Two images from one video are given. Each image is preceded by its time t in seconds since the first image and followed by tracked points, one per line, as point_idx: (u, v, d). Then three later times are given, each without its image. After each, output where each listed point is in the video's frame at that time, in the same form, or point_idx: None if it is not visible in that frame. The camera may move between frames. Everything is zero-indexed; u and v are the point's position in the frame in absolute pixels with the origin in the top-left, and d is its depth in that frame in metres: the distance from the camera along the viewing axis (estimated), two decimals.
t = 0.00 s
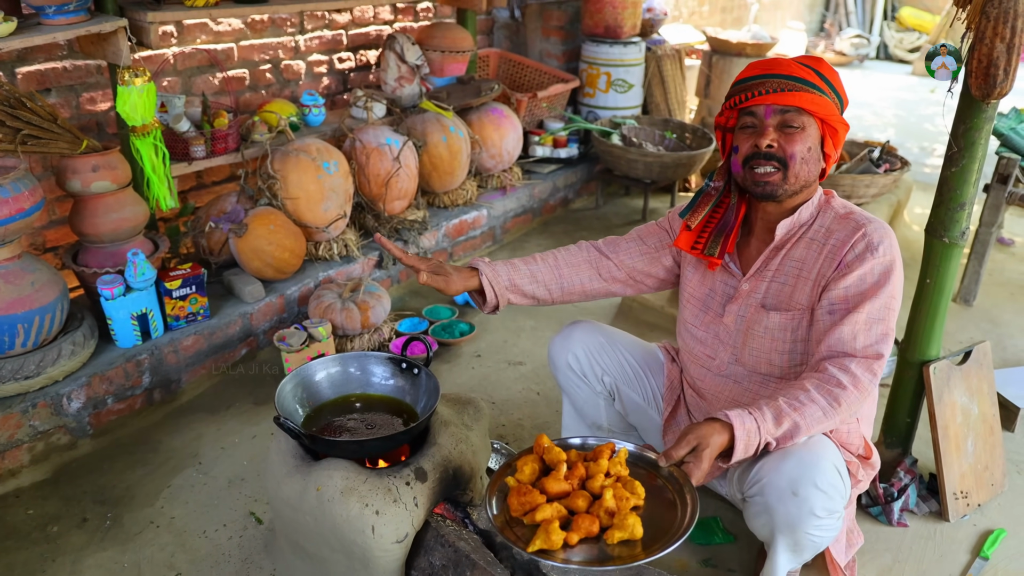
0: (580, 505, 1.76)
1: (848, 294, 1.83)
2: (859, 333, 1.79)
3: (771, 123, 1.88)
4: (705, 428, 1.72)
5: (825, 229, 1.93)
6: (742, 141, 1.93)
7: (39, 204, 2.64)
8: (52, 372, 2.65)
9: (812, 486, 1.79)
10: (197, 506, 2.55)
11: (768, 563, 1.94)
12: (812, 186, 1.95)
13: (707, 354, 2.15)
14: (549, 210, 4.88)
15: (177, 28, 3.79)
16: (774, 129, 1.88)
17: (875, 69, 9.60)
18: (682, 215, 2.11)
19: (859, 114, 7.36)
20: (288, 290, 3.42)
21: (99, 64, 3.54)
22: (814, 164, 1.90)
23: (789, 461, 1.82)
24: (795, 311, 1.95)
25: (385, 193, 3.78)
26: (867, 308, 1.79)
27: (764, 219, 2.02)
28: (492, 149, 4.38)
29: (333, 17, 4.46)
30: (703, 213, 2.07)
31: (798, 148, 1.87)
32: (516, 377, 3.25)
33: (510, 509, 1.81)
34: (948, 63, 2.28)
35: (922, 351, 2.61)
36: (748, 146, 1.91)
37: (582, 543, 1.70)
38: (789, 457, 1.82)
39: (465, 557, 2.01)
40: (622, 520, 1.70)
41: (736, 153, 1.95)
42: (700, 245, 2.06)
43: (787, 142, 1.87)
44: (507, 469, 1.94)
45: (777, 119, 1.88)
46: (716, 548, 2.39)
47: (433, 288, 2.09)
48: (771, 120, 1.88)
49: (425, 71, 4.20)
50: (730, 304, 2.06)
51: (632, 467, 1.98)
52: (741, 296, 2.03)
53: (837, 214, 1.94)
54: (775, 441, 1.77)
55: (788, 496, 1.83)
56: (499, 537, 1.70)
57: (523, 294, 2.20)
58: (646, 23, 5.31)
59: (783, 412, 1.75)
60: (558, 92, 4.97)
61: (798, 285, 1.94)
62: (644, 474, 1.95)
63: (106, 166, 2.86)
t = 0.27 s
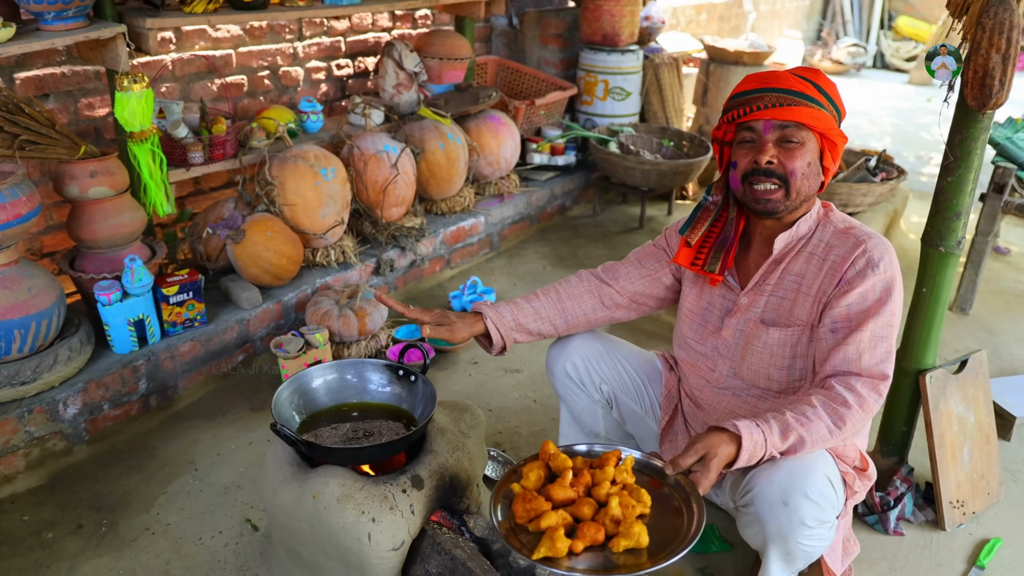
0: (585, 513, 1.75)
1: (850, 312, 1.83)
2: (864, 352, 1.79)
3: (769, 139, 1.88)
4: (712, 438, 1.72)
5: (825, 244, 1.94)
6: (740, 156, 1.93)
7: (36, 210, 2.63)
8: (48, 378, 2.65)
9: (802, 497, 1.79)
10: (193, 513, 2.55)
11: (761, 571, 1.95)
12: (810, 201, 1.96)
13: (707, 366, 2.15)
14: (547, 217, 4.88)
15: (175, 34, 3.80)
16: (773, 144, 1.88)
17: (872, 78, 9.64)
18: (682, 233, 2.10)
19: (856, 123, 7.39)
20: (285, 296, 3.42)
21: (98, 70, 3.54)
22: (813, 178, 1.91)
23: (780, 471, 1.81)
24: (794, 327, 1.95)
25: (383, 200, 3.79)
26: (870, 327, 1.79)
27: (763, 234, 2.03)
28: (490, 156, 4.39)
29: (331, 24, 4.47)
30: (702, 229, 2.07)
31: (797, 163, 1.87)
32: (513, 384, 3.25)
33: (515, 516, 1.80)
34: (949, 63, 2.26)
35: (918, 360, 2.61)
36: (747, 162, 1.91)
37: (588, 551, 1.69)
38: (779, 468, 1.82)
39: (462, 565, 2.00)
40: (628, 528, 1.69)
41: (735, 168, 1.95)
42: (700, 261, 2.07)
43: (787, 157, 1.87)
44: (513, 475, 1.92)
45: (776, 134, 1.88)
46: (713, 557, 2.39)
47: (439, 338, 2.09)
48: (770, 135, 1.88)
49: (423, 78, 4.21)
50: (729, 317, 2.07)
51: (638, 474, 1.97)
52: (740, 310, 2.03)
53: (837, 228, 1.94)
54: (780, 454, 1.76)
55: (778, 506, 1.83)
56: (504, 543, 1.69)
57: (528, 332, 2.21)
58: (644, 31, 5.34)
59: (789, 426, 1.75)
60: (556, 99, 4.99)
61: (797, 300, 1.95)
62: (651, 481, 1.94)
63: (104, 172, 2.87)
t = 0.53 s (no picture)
0: (583, 518, 1.74)
1: (844, 323, 1.84)
2: (858, 364, 1.80)
3: (761, 150, 1.88)
4: (708, 442, 1.73)
5: (818, 252, 1.94)
6: (733, 168, 1.94)
7: (33, 217, 2.63)
8: (46, 385, 2.65)
9: (798, 501, 1.80)
10: (190, 519, 2.54)
11: None
12: (804, 209, 1.96)
13: (700, 374, 2.16)
14: (544, 223, 4.89)
15: (173, 40, 3.80)
16: (765, 155, 1.88)
17: (869, 83, 9.66)
18: (678, 247, 2.10)
19: (853, 128, 7.41)
20: (283, 302, 3.42)
21: (95, 76, 3.55)
22: (806, 187, 1.91)
23: (775, 477, 1.82)
24: (788, 335, 1.96)
25: (380, 207, 3.79)
26: (864, 339, 1.80)
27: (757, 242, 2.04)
28: (487, 162, 4.39)
29: (329, 31, 4.49)
30: (696, 240, 2.07)
31: (790, 174, 1.87)
32: (511, 390, 3.25)
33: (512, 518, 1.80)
34: (949, 63, 2.25)
35: (914, 365, 2.61)
36: (740, 174, 1.92)
37: (584, 556, 1.69)
38: (774, 473, 1.82)
39: (458, 571, 2.01)
40: (625, 534, 1.69)
41: (729, 179, 1.95)
42: (695, 272, 2.07)
43: (780, 168, 1.87)
44: (509, 477, 1.92)
45: (768, 145, 1.88)
46: (710, 563, 2.39)
47: (441, 367, 2.09)
48: (762, 146, 1.88)
49: (421, 85, 4.22)
50: (722, 325, 2.07)
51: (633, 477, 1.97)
52: (733, 317, 2.04)
53: (830, 236, 1.95)
54: (774, 460, 1.77)
55: (773, 511, 1.83)
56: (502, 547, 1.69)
57: (528, 352, 2.21)
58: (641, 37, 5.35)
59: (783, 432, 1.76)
60: (553, 105, 5.00)
61: (790, 308, 1.95)
62: (646, 485, 1.94)
63: (101, 179, 2.87)
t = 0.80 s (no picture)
0: (573, 517, 1.74)
1: (832, 331, 1.84)
2: (846, 372, 1.81)
3: (744, 160, 1.89)
4: (698, 443, 1.73)
5: (808, 259, 1.95)
6: (717, 177, 1.95)
7: (22, 221, 2.62)
8: (35, 390, 2.64)
9: (786, 505, 1.80)
10: (180, 525, 2.53)
11: None
12: (793, 215, 1.97)
13: (689, 379, 2.16)
14: (536, 227, 4.89)
15: (164, 45, 3.80)
16: (748, 165, 1.88)
17: (860, 88, 9.71)
18: (665, 257, 2.12)
19: (844, 133, 7.43)
20: (274, 307, 3.41)
21: (86, 80, 3.54)
22: (790, 195, 1.91)
23: (764, 480, 1.82)
24: (777, 341, 1.96)
25: (372, 211, 3.79)
26: (853, 346, 1.81)
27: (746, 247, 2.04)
28: (479, 166, 4.40)
29: (321, 35, 4.49)
30: (685, 250, 2.09)
31: (773, 184, 1.88)
32: (502, 395, 3.25)
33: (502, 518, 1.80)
34: (948, 63, 2.21)
35: (904, 369, 2.62)
36: (724, 184, 1.93)
37: (575, 555, 1.69)
38: (763, 476, 1.82)
39: None
40: (616, 533, 1.69)
41: (714, 189, 1.96)
42: (684, 282, 2.08)
43: (763, 178, 1.88)
44: (499, 476, 1.92)
45: (751, 155, 1.88)
46: (700, 567, 2.39)
47: (433, 379, 2.09)
48: (746, 156, 1.88)
49: (413, 89, 4.23)
50: (711, 330, 2.08)
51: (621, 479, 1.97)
52: (721, 322, 2.04)
53: (819, 243, 1.95)
54: (762, 463, 1.77)
55: (762, 515, 1.83)
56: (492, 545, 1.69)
57: (520, 360, 2.21)
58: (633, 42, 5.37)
59: (770, 435, 1.76)
60: (545, 110, 5.00)
61: (779, 315, 1.96)
62: (635, 485, 1.93)
63: (91, 184, 2.86)
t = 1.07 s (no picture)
0: (565, 518, 1.74)
1: (825, 334, 1.85)
2: (837, 376, 1.81)
3: (721, 184, 1.88)
4: (690, 445, 1.73)
5: (801, 263, 1.95)
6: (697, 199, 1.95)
7: (14, 224, 2.61)
8: (27, 393, 2.63)
9: (777, 507, 1.80)
10: (172, 528, 2.52)
11: None
12: (785, 220, 1.97)
13: (682, 382, 2.16)
14: (531, 231, 4.90)
15: (158, 48, 3.80)
16: (725, 190, 1.88)
17: (854, 92, 9.74)
18: (656, 269, 2.16)
19: (838, 137, 7.46)
20: (267, 310, 3.41)
21: (80, 83, 3.54)
22: (771, 213, 1.91)
23: (755, 482, 1.82)
24: (770, 345, 1.96)
25: (366, 214, 3.79)
26: (845, 350, 1.81)
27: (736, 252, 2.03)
28: (473, 170, 4.40)
29: (315, 39, 4.49)
30: (675, 260, 2.12)
31: (751, 207, 1.88)
32: (495, 398, 3.25)
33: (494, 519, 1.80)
34: (948, 63, 2.20)
35: (898, 372, 2.62)
36: (705, 206, 1.94)
37: (567, 556, 1.69)
38: (754, 479, 1.82)
39: None
40: (608, 534, 1.68)
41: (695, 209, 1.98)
42: (677, 289, 2.11)
43: (740, 203, 1.88)
44: (490, 478, 1.93)
45: (728, 178, 1.87)
46: (694, 569, 2.39)
47: (428, 381, 2.07)
48: (722, 181, 1.88)
49: (407, 93, 4.23)
50: (704, 333, 2.08)
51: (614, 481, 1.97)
52: (715, 325, 2.05)
53: (813, 247, 1.96)
54: (754, 465, 1.78)
55: (753, 517, 1.83)
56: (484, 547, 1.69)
57: (515, 363, 2.20)
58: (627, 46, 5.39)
59: (761, 437, 1.77)
60: (540, 113, 5.01)
61: (773, 318, 1.96)
62: (627, 486, 1.94)
63: (84, 186, 2.84)
